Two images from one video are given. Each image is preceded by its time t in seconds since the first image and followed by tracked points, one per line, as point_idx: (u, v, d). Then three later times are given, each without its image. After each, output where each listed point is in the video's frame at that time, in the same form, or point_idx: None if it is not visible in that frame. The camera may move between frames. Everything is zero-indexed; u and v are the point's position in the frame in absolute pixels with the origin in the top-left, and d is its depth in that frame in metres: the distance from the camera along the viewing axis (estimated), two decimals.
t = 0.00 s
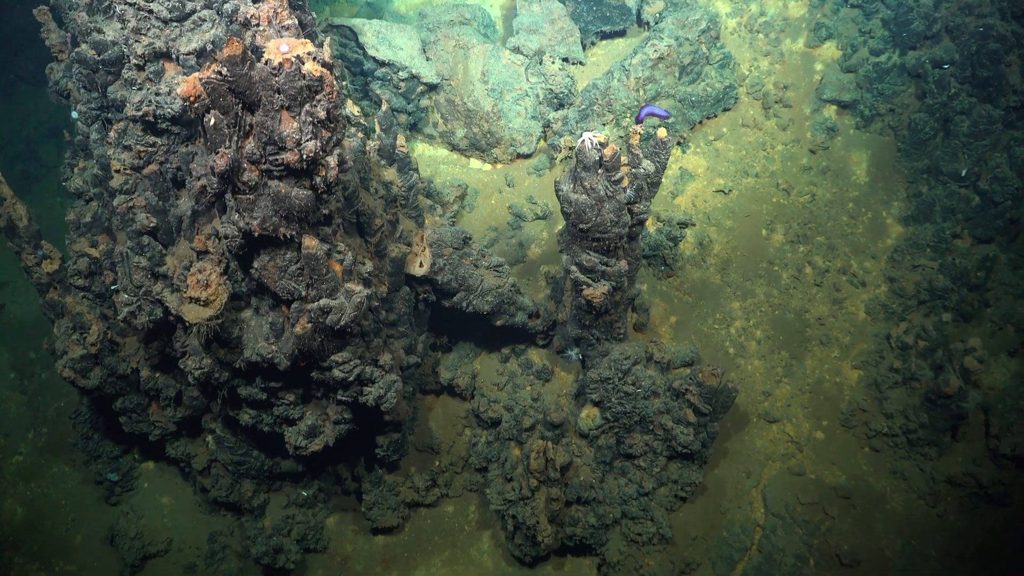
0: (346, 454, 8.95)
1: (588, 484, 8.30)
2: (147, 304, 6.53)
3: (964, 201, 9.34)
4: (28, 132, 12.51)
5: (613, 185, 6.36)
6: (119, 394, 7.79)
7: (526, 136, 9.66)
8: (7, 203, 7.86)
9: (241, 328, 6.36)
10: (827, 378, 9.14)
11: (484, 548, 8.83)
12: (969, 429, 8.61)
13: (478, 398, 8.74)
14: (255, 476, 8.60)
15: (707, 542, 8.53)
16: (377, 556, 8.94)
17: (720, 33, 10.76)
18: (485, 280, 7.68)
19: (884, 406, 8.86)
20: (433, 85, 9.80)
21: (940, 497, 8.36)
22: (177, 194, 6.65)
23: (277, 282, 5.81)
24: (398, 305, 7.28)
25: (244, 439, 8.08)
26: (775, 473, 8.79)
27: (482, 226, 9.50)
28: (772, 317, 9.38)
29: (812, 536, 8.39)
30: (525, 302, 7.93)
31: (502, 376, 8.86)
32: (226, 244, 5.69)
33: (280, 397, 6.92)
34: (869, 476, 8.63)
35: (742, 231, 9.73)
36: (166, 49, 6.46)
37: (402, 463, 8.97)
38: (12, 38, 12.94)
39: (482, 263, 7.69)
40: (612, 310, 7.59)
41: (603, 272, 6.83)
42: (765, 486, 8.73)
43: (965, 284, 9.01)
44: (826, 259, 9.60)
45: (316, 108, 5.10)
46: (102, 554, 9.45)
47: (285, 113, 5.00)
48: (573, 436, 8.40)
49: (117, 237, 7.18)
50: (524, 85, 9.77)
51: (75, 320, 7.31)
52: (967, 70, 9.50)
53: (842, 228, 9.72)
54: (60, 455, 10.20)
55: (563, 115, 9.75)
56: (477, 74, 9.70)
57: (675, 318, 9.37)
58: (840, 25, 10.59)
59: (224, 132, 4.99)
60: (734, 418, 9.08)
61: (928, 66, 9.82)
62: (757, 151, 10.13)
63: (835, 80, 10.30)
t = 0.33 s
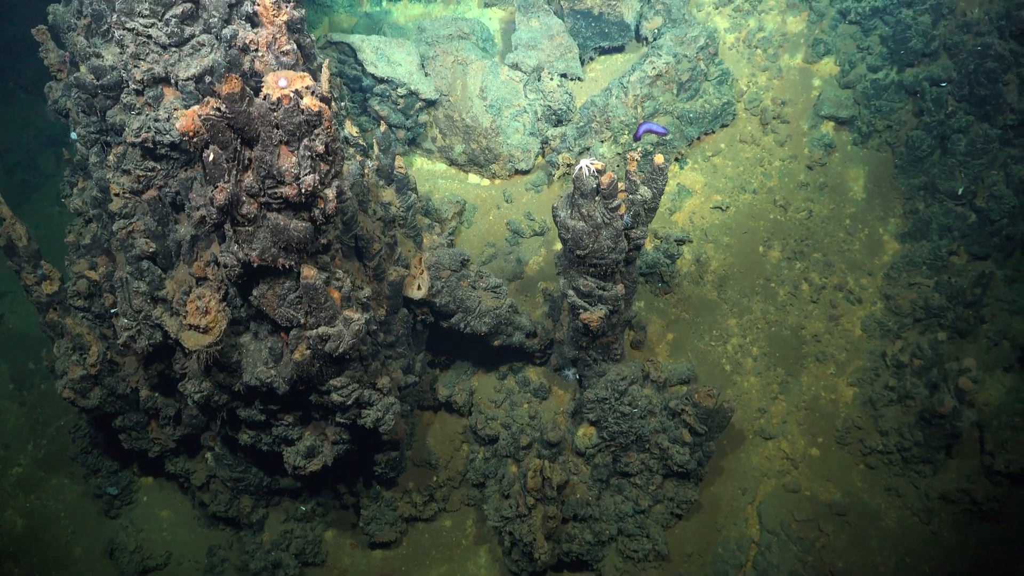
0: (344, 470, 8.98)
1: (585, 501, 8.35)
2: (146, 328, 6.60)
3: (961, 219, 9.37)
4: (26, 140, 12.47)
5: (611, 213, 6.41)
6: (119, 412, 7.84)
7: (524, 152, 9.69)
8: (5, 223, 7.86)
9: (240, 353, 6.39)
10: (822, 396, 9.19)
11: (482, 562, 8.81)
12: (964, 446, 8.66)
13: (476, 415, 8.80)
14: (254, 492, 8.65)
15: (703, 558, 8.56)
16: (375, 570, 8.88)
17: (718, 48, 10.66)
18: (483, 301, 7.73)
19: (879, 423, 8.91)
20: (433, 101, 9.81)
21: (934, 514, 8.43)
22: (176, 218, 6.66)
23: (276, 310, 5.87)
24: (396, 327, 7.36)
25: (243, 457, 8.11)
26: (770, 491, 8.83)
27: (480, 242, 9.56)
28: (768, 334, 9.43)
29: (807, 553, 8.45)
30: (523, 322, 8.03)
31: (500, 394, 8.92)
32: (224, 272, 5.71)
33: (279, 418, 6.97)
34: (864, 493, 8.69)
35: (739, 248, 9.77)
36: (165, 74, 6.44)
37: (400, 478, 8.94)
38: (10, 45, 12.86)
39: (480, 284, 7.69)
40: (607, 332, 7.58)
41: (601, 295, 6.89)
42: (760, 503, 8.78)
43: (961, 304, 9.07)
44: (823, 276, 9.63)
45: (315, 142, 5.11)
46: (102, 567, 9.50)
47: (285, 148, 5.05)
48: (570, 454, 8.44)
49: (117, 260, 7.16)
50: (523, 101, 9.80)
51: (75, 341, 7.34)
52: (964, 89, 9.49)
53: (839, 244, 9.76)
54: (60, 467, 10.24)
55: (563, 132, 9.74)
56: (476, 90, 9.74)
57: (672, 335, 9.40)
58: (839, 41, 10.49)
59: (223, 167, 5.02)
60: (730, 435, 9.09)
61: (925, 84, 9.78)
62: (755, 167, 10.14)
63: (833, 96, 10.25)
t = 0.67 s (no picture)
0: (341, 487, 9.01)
1: (581, 518, 8.37)
2: (146, 352, 6.63)
3: (956, 236, 9.41)
4: (26, 151, 12.46)
5: (607, 240, 6.47)
6: (117, 431, 7.84)
7: (522, 169, 9.74)
8: (4, 243, 7.86)
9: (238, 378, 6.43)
10: (818, 413, 9.23)
11: None
12: (957, 463, 8.72)
13: (473, 432, 8.83)
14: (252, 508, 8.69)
15: None
16: None
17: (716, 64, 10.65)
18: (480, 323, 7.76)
19: (874, 441, 8.96)
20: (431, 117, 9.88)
21: (928, 531, 8.48)
22: (175, 242, 6.68)
23: (275, 338, 5.90)
24: (394, 348, 7.42)
25: (241, 475, 8.14)
26: (764, 508, 8.87)
27: (477, 259, 9.64)
28: (764, 351, 9.47)
29: (801, 570, 8.49)
30: (521, 342, 8.09)
31: (497, 411, 8.95)
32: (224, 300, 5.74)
33: (277, 440, 7.02)
34: (858, 510, 8.73)
35: (735, 265, 9.82)
36: (163, 99, 6.44)
37: (398, 495, 8.94)
38: (9, 53, 12.79)
39: (478, 305, 7.76)
40: (604, 354, 7.58)
41: (597, 319, 6.94)
42: (755, 520, 8.82)
43: (956, 322, 9.14)
44: (819, 292, 9.67)
45: (313, 177, 5.14)
46: None
47: (282, 182, 5.07)
48: (566, 473, 8.53)
49: (117, 282, 7.16)
50: (521, 119, 9.87)
51: (75, 362, 7.36)
52: (962, 107, 9.47)
53: (835, 260, 9.80)
54: (59, 479, 10.29)
55: (560, 149, 9.79)
56: (474, 107, 9.79)
57: (667, 353, 9.45)
58: (836, 57, 10.48)
59: (222, 202, 5.00)
60: (726, 453, 9.14)
61: (923, 102, 9.78)
62: (752, 184, 10.17)
63: (831, 113, 10.29)
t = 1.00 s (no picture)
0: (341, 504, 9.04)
1: (579, 535, 8.31)
2: (146, 378, 6.65)
3: (954, 253, 9.45)
4: (29, 157, 12.39)
5: (605, 266, 6.51)
6: (118, 450, 7.88)
7: (521, 185, 9.76)
8: (5, 264, 7.90)
9: (238, 403, 6.48)
10: (815, 430, 9.26)
11: None
12: (953, 480, 8.78)
13: (472, 449, 8.88)
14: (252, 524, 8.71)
15: None
16: None
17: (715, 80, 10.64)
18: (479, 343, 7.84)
19: (870, 458, 8.99)
20: (430, 134, 9.89)
21: (924, 547, 8.50)
22: (175, 267, 6.74)
23: (274, 366, 5.93)
24: (394, 369, 7.46)
25: (240, 494, 8.17)
26: (761, 525, 8.87)
27: (477, 276, 9.73)
28: (761, 368, 9.51)
29: None
30: (519, 362, 8.13)
31: (496, 428, 9.00)
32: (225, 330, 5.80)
33: (277, 462, 7.07)
34: (855, 527, 8.74)
35: (733, 281, 9.86)
36: (163, 125, 6.46)
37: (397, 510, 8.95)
38: (9, 61, 12.68)
39: (476, 326, 7.83)
40: (601, 377, 7.60)
41: (595, 344, 6.98)
42: (752, 537, 8.81)
43: (953, 341, 9.19)
44: (817, 309, 9.72)
45: (312, 211, 5.18)
46: None
47: (282, 218, 5.10)
48: (564, 491, 8.56)
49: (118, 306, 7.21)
50: (520, 134, 9.82)
51: (76, 384, 7.41)
52: (960, 125, 9.49)
53: (833, 276, 9.84)
54: (60, 492, 10.34)
55: (559, 166, 9.80)
56: (473, 123, 9.74)
57: (666, 369, 9.52)
58: (836, 73, 10.45)
59: (222, 238, 5.09)
60: (723, 470, 9.16)
61: (922, 119, 9.78)
62: (751, 200, 10.20)
63: (829, 128, 10.30)
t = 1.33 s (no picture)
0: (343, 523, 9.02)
1: (578, 553, 8.38)
2: (149, 404, 6.70)
3: (952, 270, 9.48)
4: (30, 169, 12.48)
5: (604, 293, 6.55)
6: (120, 470, 7.91)
7: (521, 203, 9.82)
8: (7, 287, 7.90)
9: (240, 429, 6.53)
10: (813, 446, 9.31)
11: None
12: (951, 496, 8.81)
13: (472, 467, 8.91)
14: (254, 541, 8.67)
15: None
16: None
17: (715, 95, 10.63)
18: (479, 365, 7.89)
19: (868, 475, 9.03)
20: (430, 151, 9.85)
21: (921, 563, 8.56)
22: (176, 292, 6.78)
23: (275, 395, 5.95)
24: (394, 393, 7.49)
25: (242, 514, 8.20)
26: (759, 541, 8.91)
27: (476, 292, 9.80)
28: (760, 384, 9.55)
29: None
30: (519, 383, 8.18)
31: (495, 446, 9.03)
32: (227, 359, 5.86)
33: (279, 485, 7.13)
34: (852, 544, 8.79)
35: (732, 298, 9.89)
36: (163, 153, 6.48)
37: (397, 526, 8.92)
38: (9, 72, 12.77)
39: (476, 348, 7.88)
40: (601, 399, 7.63)
41: (594, 368, 7.03)
42: (751, 553, 8.84)
43: (951, 358, 9.23)
44: (816, 325, 9.75)
45: (313, 247, 5.20)
46: None
47: (283, 253, 5.12)
48: (564, 509, 8.61)
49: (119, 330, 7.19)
50: (520, 151, 9.78)
51: (79, 407, 7.44)
52: (960, 142, 9.50)
53: (832, 293, 9.86)
54: (63, 505, 10.40)
55: (558, 184, 9.83)
56: (473, 139, 9.71)
57: (665, 387, 9.56)
58: (835, 88, 10.43)
59: (223, 273, 5.12)
60: (722, 487, 9.18)
61: (921, 136, 9.77)
62: (750, 215, 10.21)
63: (828, 144, 10.29)
